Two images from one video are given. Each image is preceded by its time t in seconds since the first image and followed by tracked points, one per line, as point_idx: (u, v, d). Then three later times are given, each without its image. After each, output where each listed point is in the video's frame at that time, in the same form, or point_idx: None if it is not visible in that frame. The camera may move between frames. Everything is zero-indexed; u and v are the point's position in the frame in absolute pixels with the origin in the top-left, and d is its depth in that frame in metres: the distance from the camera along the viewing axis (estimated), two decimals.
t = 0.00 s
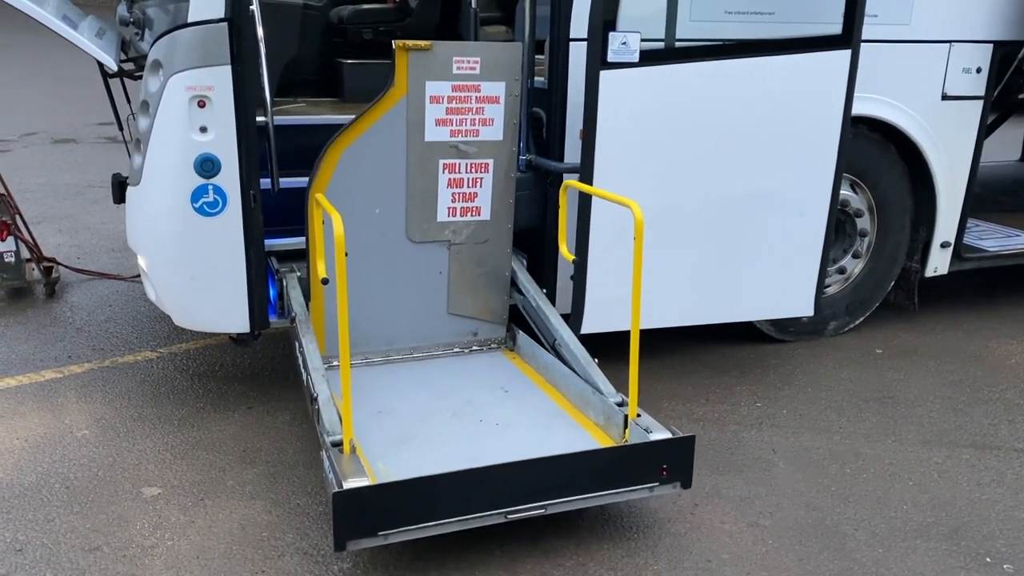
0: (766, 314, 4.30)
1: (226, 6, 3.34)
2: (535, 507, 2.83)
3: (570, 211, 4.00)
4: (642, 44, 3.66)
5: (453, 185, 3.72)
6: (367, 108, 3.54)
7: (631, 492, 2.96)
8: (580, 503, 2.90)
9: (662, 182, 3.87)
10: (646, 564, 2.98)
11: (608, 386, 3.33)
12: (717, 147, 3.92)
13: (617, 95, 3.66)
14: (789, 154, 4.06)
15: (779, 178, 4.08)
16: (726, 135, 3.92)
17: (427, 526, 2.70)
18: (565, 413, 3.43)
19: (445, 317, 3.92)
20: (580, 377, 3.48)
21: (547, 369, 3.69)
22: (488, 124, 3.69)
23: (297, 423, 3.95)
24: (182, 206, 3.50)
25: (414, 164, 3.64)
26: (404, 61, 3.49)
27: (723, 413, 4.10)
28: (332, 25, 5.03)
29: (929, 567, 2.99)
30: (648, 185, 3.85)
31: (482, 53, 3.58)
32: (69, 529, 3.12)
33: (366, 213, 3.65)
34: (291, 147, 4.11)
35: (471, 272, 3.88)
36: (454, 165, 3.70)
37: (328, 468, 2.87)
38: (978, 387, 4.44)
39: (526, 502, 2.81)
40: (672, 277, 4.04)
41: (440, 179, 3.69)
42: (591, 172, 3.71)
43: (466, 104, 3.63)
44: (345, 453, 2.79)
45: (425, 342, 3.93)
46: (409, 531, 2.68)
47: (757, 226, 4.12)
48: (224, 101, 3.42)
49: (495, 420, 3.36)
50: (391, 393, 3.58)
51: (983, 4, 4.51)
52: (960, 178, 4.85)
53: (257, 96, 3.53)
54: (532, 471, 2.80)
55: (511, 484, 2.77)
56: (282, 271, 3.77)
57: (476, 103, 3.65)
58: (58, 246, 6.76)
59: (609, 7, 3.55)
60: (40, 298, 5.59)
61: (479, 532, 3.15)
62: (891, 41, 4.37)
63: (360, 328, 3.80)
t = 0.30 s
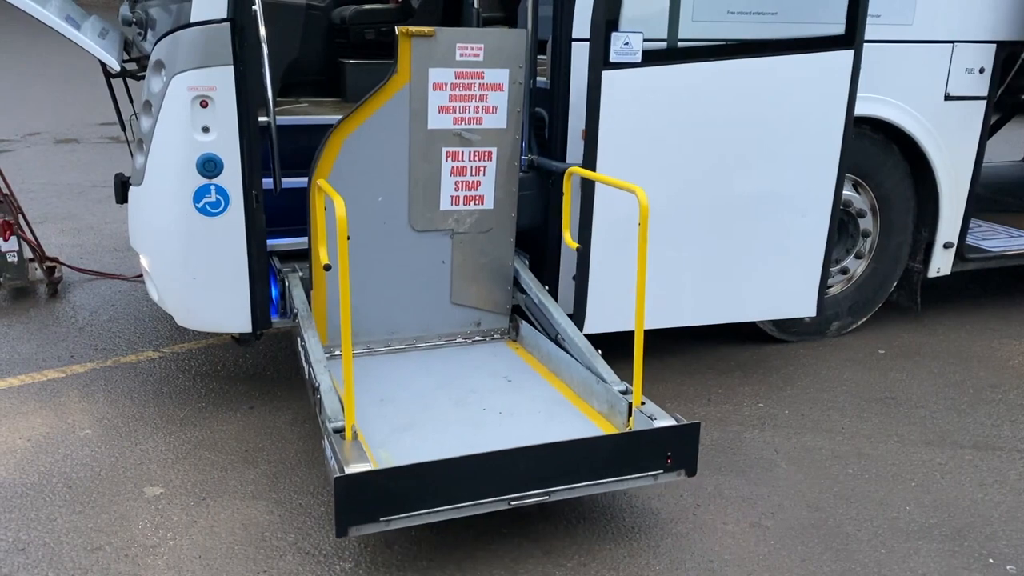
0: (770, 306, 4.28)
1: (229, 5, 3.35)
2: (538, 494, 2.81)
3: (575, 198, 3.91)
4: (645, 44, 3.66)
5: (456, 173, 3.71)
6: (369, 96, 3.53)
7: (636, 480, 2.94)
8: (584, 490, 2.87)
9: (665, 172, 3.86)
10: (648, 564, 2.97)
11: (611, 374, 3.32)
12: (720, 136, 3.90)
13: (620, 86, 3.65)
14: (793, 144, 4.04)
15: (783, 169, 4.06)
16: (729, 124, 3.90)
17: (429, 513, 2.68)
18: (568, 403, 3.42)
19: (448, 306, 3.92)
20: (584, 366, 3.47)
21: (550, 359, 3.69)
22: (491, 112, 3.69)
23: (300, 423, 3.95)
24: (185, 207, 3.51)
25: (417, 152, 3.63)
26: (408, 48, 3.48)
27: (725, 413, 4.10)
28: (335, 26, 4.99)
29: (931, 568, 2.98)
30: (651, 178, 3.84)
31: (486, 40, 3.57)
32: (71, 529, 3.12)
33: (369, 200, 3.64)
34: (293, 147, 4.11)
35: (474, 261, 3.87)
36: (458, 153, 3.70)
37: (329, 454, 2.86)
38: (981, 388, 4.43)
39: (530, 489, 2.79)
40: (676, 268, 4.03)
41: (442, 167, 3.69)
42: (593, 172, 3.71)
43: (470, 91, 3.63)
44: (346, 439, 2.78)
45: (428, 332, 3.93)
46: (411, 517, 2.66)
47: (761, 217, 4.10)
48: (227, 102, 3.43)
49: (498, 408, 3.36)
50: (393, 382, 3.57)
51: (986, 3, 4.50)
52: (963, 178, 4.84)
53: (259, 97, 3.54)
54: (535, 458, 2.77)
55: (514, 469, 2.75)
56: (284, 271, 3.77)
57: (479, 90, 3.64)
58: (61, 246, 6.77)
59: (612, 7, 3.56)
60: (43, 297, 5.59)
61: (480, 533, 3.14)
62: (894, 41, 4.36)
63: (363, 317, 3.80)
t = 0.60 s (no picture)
0: (774, 299, 4.26)
1: (232, 6, 3.35)
2: (542, 482, 2.79)
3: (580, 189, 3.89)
4: (647, 45, 3.66)
5: (459, 163, 3.72)
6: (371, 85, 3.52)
7: (640, 469, 2.92)
8: (587, 478, 2.85)
9: (669, 162, 3.84)
10: (650, 566, 2.97)
11: (615, 363, 3.31)
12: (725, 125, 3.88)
13: (623, 74, 3.64)
14: (797, 134, 4.02)
15: (787, 159, 4.05)
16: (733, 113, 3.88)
17: (431, 499, 2.66)
18: (572, 392, 3.41)
19: (451, 297, 3.92)
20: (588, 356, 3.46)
21: (554, 349, 3.68)
22: (494, 100, 3.69)
23: (302, 423, 3.95)
24: (187, 207, 3.51)
25: (419, 141, 3.63)
26: (411, 35, 3.48)
27: (728, 414, 4.09)
28: (337, 26, 4.98)
29: (935, 571, 2.98)
30: (654, 173, 3.83)
31: (489, 28, 3.58)
32: (73, 529, 3.12)
33: (371, 189, 3.64)
34: (296, 147, 4.12)
35: (477, 251, 3.87)
36: (460, 142, 3.71)
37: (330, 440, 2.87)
38: (984, 389, 4.43)
39: (533, 476, 2.77)
40: (679, 259, 4.01)
41: (445, 156, 3.69)
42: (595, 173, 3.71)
43: (473, 79, 3.63)
44: (349, 426, 2.80)
45: (431, 322, 3.93)
46: (413, 503, 2.64)
47: (765, 208, 4.08)
48: (230, 103, 3.43)
49: (501, 398, 3.34)
50: (396, 372, 3.56)
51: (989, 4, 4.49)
52: (967, 178, 4.83)
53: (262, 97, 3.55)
54: (539, 444, 2.75)
55: (517, 456, 2.73)
56: (287, 272, 3.79)
57: (482, 78, 3.64)
58: (63, 247, 6.78)
59: (614, 7, 3.56)
60: (46, 298, 5.60)
61: (482, 534, 3.14)
62: (897, 41, 4.36)
63: (365, 307, 3.79)
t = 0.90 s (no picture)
0: (778, 294, 4.25)
1: (235, 8, 3.34)
2: (545, 470, 2.78)
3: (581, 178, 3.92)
4: (649, 47, 3.66)
5: (462, 152, 3.73)
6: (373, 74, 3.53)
7: (644, 458, 2.91)
8: (591, 467, 2.84)
9: (673, 154, 3.83)
10: (652, 568, 2.97)
11: (619, 353, 3.30)
12: (729, 117, 3.87)
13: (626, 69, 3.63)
14: (801, 128, 4.01)
15: (792, 152, 4.03)
16: (738, 105, 3.87)
17: (433, 487, 2.65)
18: (576, 382, 3.40)
19: (454, 288, 3.92)
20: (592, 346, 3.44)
21: (557, 340, 3.68)
22: (498, 90, 3.70)
23: (305, 425, 3.95)
24: (191, 209, 3.51)
25: (422, 130, 3.64)
26: (414, 24, 3.49)
27: (730, 417, 4.09)
28: (340, 28, 4.98)
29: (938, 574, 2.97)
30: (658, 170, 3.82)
31: (493, 17, 3.57)
32: (76, 531, 3.12)
33: (374, 179, 3.65)
34: (298, 149, 4.12)
35: (480, 243, 3.88)
36: (464, 132, 3.71)
37: (331, 428, 2.85)
38: (987, 391, 4.42)
39: (537, 464, 2.76)
40: (683, 252, 4.00)
41: (449, 146, 3.70)
42: (598, 175, 3.72)
43: (476, 68, 3.63)
44: (351, 414, 2.79)
45: (434, 314, 3.93)
46: (415, 491, 2.63)
47: (769, 202, 4.07)
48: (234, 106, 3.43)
49: (504, 388, 3.33)
50: (399, 362, 3.55)
51: (993, 5, 4.48)
52: (969, 180, 4.82)
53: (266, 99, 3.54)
54: (543, 431, 2.74)
55: (521, 444, 2.72)
56: (290, 273, 3.79)
57: (486, 68, 3.65)
58: (66, 247, 6.79)
59: (617, 8, 3.56)
60: (49, 299, 5.61)
61: (485, 536, 3.14)
62: (900, 43, 4.36)
63: (368, 298, 3.80)
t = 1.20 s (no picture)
0: (782, 286, 4.23)
1: (238, 10, 3.34)
2: (549, 457, 2.77)
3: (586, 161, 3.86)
4: (653, 48, 3.67)
5: (465, 142, 3.73)
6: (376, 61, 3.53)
7: (647, 446, 2.90)
8: (595, 454, 2.83)
9: (676, 145, 3.82)
10: (655, 570, 2.97)
11: (622, 342, 3.28)
12: (734, 107, 3.86)
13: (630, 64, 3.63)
14: (806, 119, 3.99)
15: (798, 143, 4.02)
16: (742, 96, 3.86)
17: (436, 474, 2.65)
18: (580, 372, 3.39)
19: (456, 279, 3.92)
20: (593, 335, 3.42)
21: (560, 330, 3.66)
22: (501, 79, 3.70)
23: (308, 426, 3.95)
24: (193, 210, 3.51)
25: (425, 119, 3.64)
26: (417, 12, 3.49)
27: (733, 418, 4.09)
28: (343, 28, 4.88)
29: None
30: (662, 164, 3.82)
31: (497, 5, 3.58)
32: (79, 532, 3.13)
33: (377, 168, 3.65)
34: (301, 151, 4.13)
35: (483, 233, 3.88)
36: (467, 121, 3.71)
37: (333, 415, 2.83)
38: (990, 393, 4.42)
39: (540, 451, 2.75)
40: (686, 243, 3.98)
41: (451, 135, 3.70)
42: (600, 173, 3.72)
43: (479, 57, 3.63)
44: (353, 400, 2.77)
45: (437, 305, 3.93)
46: (417, 477, 2.63)
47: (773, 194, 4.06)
48: (236, 107, 3.43)
49: (507, 377, 3.31)
50: (401, 352, 3.54)
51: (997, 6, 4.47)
52: (972, 181, 4.81)
53: (269, 102, 3.54)
54: (545, 417, 2.73)
55: (524, 430, 2.71)
56: (292, 275, 3.79)
57: (489, 56, 3.65)
58: (69, 247, 6.81)
59: (620, 8, 3.56)
60: (52, 299, 5.62)
61: (488, 537, 3.14)
62: (902, 44, 4.36)
63: (370, 288, 3.79)
